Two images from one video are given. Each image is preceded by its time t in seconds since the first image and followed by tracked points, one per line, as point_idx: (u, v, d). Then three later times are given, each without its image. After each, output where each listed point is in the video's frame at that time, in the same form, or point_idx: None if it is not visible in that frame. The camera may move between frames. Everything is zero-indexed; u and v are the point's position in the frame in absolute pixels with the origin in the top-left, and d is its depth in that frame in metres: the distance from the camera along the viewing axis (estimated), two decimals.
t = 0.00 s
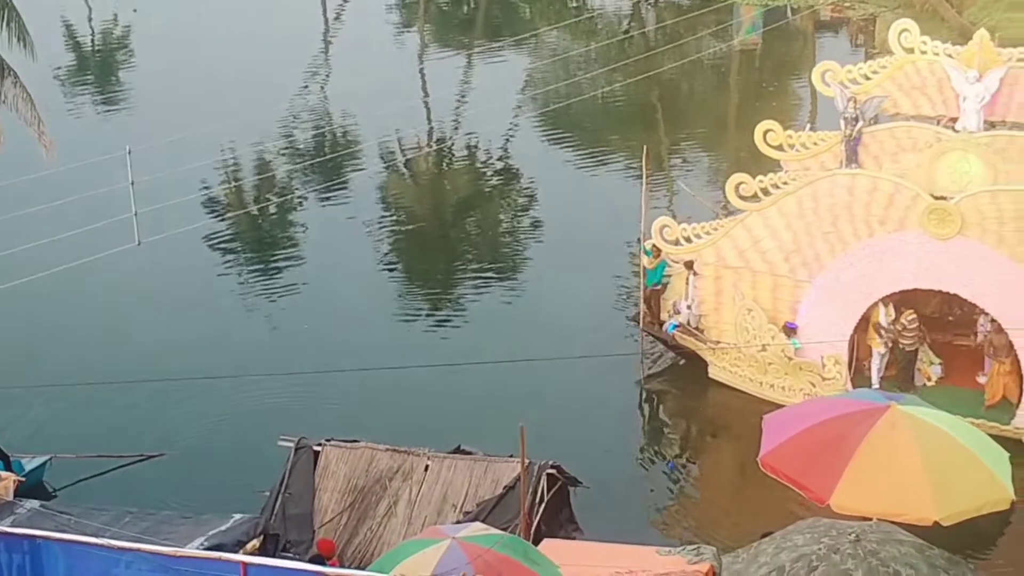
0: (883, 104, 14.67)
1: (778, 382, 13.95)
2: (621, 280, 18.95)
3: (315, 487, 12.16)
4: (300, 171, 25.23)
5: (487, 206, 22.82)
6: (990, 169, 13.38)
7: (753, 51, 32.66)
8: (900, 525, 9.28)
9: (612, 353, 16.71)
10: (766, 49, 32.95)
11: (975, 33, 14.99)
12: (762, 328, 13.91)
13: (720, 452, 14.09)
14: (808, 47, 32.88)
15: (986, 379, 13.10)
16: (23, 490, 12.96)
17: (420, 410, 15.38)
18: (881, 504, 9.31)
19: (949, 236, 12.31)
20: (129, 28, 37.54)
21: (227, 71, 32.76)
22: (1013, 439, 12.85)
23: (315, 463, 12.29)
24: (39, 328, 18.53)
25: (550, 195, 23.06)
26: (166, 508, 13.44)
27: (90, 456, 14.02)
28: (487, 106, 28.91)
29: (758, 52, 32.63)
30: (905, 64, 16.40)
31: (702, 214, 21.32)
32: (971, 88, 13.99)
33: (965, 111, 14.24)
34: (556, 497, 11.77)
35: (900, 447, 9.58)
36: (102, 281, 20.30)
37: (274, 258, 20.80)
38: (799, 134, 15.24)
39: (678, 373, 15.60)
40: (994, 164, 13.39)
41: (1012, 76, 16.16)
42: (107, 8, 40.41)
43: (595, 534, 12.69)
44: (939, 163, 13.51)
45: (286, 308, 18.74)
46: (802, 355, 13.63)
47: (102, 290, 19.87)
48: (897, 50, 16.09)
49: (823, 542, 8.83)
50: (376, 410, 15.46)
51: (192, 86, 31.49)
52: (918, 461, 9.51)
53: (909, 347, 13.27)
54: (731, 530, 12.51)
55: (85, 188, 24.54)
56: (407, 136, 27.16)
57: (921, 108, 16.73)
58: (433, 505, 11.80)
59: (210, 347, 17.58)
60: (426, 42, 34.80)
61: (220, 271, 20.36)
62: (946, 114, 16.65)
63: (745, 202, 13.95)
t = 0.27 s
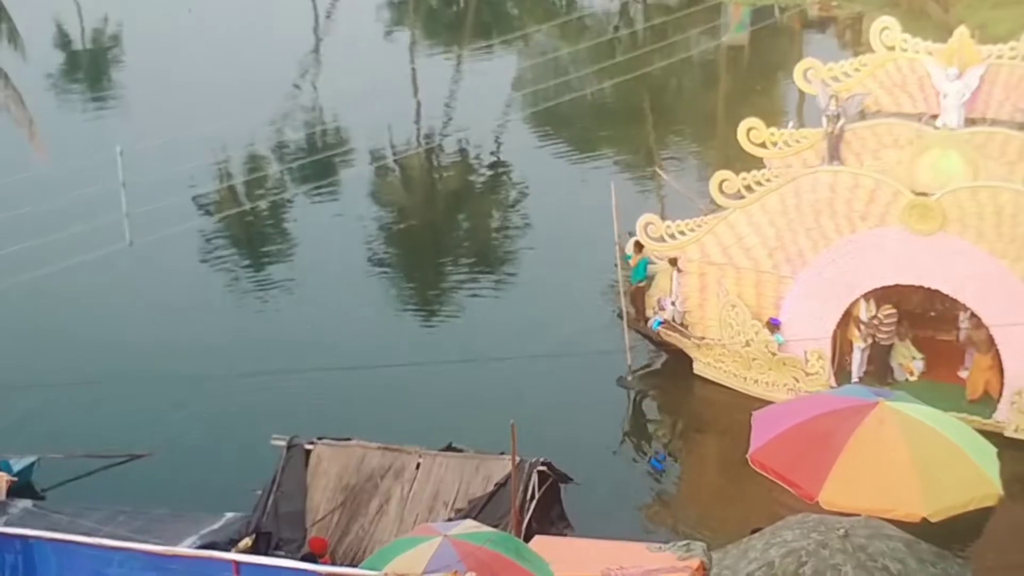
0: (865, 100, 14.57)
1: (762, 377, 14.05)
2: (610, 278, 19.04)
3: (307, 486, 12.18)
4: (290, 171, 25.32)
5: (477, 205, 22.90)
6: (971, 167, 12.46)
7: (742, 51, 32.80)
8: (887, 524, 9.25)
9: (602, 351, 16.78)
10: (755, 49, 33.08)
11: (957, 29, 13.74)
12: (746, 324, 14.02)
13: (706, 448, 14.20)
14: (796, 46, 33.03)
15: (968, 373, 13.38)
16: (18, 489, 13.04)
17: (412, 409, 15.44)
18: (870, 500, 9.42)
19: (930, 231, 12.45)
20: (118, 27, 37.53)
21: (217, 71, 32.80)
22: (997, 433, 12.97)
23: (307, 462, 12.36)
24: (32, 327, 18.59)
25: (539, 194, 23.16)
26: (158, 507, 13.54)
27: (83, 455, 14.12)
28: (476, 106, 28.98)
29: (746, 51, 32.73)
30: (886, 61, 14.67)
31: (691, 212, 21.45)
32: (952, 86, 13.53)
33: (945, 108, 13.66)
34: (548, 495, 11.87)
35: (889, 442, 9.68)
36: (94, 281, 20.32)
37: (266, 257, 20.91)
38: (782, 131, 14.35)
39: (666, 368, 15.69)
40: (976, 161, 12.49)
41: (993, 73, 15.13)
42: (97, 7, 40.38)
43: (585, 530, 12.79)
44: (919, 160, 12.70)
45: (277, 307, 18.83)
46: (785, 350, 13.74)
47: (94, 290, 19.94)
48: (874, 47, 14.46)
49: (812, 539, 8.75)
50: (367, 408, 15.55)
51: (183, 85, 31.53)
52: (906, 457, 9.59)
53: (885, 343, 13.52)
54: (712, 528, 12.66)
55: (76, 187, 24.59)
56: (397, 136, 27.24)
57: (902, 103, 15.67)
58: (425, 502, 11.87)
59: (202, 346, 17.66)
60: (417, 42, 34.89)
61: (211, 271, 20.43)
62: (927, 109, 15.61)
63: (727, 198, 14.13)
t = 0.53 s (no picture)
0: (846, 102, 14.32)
1: (747, 379, 13.99)
2: (596, 280, 18.95)
3: (293, 493, 11.98)
4: (275, 176, 25.17)
5: (464, 207, 22.82)
6: (954, 167, 12.99)
7: (727, 53, 32.76)
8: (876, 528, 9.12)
9: (588, 354, 16.67)
10: (741, 51, 33.03)
11: (938, 30, 13.75)
12: (730, 325, 13.92)
13: (690, 450, 14.12)
14: (782, 47, 32.98)
15: (953, 375, 13.06)
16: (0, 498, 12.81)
17: (399, 413, 15.31)
18: (862, 505, 9.32)
19: (913, 233, 12.42)
20: (100, 30, 37.22)
21: (201, 75, 32.58)
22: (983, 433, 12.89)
23: (293, 469, 12.13)
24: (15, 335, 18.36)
25: (525, 195, 23.10)
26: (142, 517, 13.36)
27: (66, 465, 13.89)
28: (462, 108, 28.87)
29: (732, 52, 32.69)
30: (867, 63, 14.79)
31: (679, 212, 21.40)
32: (933, 86, 13.45)
33: (926, 108, 13.55)
34: (536, 500, 11.68)
35: (882, 445, 9.55)
36: (80, 289, 20.15)
37: (250, 261, 20.83)
38: (764, 132, 14.37)
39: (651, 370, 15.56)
40: (958, 161, 13.00)
41: (973, 73, 14.89)
42: (78, 10, 40.05)
43: (574, 535, 12.66)
44: (903, 160, 13.16)
45: (262, 312, 18.68)
46: (769, 352, 13.67)
47: (79, 298, 19.73)
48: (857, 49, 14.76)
49: (803, 543, 8.70)
50: (353, 413, 15.39)
51: (165, 90, 31.30)
52: (897, 459, 9.47)
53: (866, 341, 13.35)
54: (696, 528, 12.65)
55: (60, 193, 24.35)
56: (382, 139, 27.11)
57: (885, 105, 15.34)
58: (412, 510, 11.70)
59: (186, 352, 17.47)
60: (401, 46, 34.76)
61: (195, 276, 20.25)
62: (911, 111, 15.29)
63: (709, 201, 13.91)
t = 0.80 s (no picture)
0: (816, 111, 14.22)
1: (719, 389, 13.93)
2: (572, 292, 18.94)
3: (271, 509, 11.91)
4: (250, 192, 25.07)
5: (442, 220, 22.79)
6: (921, 176, 13.10)
7: (702, 66, 32.83)
8: (854, 535, 8.57)
9: (564, 367, 16.63)
10: (716, 63, 33.15)
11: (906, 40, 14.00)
12: (701, 335, 13.91)
13: (666, 460, 14.16)
14: (757, 58, 33.10)
15: (924, 381, 13.26)
16: None
17: (376, 429, 15.22)
18: (838, 516, 9.34)
19: (883, 241, 12.46)
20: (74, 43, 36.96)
21: (176, 90, 32.41)
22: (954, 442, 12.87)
23: (270, 484, 12.06)
24: None
25: (502, 208, 23.10)
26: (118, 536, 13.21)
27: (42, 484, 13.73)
28: (438, 121, 28.84)
29: (707, 65, 32.81)
30: (837, 72, 14.43)
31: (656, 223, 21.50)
32: (901, 96, 13.81)
33: (896, 118, 13.92)
34: (514, 514, 11.64)
35: (859, 455, 9.58)
36: (56, 307, 19.98)
37: (226, 276, 20.70)
38: (735, 142, 14.53)
39: (625, 383, 15.51)
40: (926, 171, 13.11)
41: (941, 81, 14.61)
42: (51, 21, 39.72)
43: (552, 549, 12.58)
44: (871, 169, 13.23)
45: (239, 328, 18.58)
46: (741, 362, 13.67)
47: (54, 316, 19.56)
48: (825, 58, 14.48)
49: (782, 553, 8.15)
50: (329, 429, 15.29)
51: (141, 104, 31.12)
52: (873, 469, 9.50)
53: (839, 348, 13.41)
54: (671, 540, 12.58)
55: (35, 210, 24.14)
56: (358, 153, 27.06)
57: (854, 115, 14.80)
58: (390, 524, 11.66)
59: (162, 369, 17.34)
60: (377, 60, 34.73)
61: (170, 293, 20.11)
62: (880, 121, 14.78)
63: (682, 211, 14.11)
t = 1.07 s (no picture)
0: (784, 124, 14.39)
1: (690, 402, 14.00)
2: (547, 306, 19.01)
3: (247, 527, 11.82)
4: (224, 208, 24.98)
5: (417, 235, 22.82)
6: (888, 187, 13.34)
7: (676, 79, 33.05)
8: (831, 550, 8.58)
9: (538, 380, 16.66)
10: (690, 76, 33.36)
11: (871, 53, 14.16)
12: (672, 347, 14.05)
13: (635, 473, 14.12)
14: (731, 71, 33.36)
15: (891, 391, 13.43)
16: None
17: (352, 445, 15.18)
18: (814, 527, 9.54)
19: (851, 253, 12.68)
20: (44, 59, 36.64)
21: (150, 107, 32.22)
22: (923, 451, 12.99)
23: (247, 502, 11.97)
24: None
25: (479, 223, 23.16)
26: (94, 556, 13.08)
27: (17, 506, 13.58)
28: (412, 136, 28.85)
29: (681, 79, 33.06)
30: (804, 86, 14.59)
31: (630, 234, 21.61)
32: (867, 109, 14.03)
33: (862, 131, 14.12)
34: (492, 529, 11.62)
35: (834, 468, 9.81)
36: (30, 327, 19.81)
37: (201, 294, 20.63)
38: (703, 155, 14.62)
39: (598, 396, 15.55)
40: (892, 182, 13.36)
41: (906, 94, 14.71)
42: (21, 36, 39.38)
43: (531, 563, 12.56)
44: (838, 181, 13.52)
45: (215, 345, 18.52)
46: (712, 373, 13.82)
47: (28, 335, 19.37)
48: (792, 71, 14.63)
49: (759, 566, 8.13)
50: (305, 446, 15.24)
51: (113, 122, 30.91)
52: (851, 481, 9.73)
53: (808, 356, 13.65)
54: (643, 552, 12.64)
55: (9, 230, 23.94)
56: (333, 169, 27.02)
57: (821, 128, 14.84)
58: (368, 540, 11.59)
59: (137, 387, 17.21)
60: (350, 76, 34.72)
61: (144, 311, 20.00)
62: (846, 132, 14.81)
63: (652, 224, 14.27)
